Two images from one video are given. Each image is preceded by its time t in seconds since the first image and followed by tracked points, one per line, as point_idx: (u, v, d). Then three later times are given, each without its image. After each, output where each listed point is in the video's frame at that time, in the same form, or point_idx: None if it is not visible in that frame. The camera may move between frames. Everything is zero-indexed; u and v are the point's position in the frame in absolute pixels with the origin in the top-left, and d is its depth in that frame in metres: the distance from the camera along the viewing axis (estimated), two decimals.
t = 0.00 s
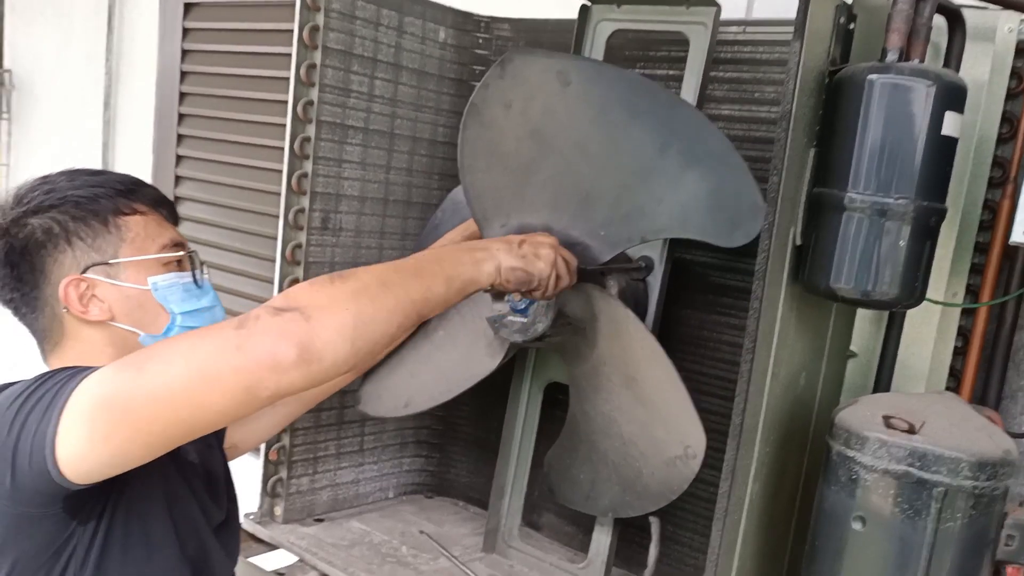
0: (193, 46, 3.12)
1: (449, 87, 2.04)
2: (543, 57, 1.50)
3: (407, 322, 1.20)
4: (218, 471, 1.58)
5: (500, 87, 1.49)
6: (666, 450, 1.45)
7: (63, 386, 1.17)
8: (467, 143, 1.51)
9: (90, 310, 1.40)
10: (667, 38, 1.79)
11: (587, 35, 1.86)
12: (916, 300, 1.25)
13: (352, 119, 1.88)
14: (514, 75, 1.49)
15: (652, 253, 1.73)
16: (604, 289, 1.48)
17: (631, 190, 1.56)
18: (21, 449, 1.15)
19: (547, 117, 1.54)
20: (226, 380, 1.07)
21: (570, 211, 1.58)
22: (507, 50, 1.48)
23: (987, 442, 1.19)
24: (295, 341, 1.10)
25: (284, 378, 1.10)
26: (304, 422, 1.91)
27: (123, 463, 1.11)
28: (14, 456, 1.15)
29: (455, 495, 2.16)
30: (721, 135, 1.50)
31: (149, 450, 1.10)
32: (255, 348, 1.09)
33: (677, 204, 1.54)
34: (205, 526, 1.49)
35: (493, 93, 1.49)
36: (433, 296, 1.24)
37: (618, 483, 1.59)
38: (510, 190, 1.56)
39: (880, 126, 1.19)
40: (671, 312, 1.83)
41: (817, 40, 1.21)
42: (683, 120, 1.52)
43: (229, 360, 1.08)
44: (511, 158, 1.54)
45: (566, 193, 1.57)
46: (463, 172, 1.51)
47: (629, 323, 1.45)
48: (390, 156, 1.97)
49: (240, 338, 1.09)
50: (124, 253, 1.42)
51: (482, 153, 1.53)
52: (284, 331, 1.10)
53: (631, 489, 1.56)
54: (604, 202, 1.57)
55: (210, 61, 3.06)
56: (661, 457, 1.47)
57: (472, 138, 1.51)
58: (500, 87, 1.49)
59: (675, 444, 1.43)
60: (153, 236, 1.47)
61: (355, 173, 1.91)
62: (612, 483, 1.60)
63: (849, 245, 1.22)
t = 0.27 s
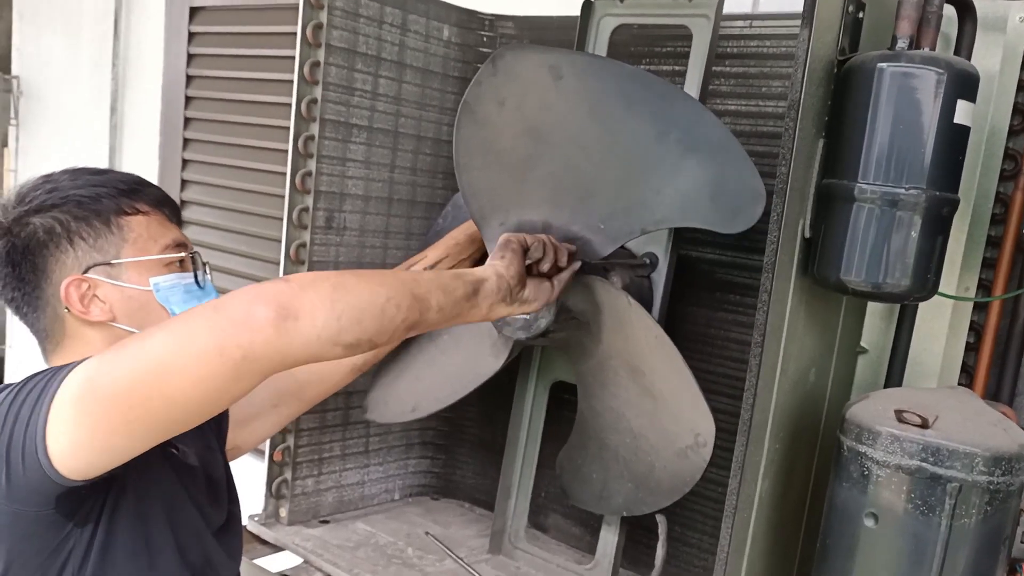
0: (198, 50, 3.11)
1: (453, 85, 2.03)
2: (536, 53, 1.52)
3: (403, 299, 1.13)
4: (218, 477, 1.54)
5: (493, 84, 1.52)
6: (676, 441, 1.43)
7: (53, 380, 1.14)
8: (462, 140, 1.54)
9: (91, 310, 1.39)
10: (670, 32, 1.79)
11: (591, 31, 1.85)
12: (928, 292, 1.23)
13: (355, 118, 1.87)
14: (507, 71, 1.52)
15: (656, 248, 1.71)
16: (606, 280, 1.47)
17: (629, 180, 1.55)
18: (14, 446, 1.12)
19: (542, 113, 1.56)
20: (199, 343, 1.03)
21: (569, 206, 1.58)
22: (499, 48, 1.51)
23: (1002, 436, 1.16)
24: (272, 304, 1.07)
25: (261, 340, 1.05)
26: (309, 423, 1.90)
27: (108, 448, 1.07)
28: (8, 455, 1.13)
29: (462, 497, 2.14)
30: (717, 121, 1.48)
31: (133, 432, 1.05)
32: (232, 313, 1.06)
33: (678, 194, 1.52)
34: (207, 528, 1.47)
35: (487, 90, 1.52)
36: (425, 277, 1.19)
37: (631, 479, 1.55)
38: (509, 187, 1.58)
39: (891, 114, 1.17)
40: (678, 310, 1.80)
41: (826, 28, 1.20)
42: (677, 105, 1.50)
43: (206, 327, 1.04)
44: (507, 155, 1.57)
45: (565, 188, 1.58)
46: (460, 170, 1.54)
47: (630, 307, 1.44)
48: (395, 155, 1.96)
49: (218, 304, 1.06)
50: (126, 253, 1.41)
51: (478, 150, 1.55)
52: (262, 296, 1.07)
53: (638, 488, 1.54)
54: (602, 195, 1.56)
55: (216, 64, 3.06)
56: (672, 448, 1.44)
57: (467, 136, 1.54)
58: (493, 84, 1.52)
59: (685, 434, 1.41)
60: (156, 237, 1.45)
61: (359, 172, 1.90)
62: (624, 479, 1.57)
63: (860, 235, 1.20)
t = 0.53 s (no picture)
0: (205, 58, 3.13)
1: (458, 88, 2.03)
2: (545, 52, 1.52)
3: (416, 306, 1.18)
4: (232, 472, 1.55)
5: (502, 83, 1.52)
6: (684, 442, 1.42)
7: (75, 377, 1.17)
8: (472, 139, 1.54)
9: (103, 307, 1.39)
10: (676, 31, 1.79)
11: (596, 30, 1.84)
12: (936, 286, 1.22)
13: (361, 120, 1.87)
14: (516, 70, 1.51)
15: (664, 247, 1.70)
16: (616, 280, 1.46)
17: (637, 179, 1.54)
18: (33, 437, 1.15)
19: (551, 112, 1.55)
20: (230, 358, 1.06)
21: (576, 206, 1.57)
22: (508, 47, 1.50)
23: (1013, 429, 1.15)
24: (298, 319, 1.09)
25: (288, 357, 1.09)
26: (316, 424, 1.89)
27: (134, 449, 1.11)
28: (27, 447, 1.16)
29: (469, 500, 2.13)
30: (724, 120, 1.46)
31: (160, 434, 1.10)
32: (259, 328, 1.08)
33: (686, 194, 1.50)
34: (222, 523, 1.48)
35: (495, 89, 1.52)
36: (441, 281, 1.21)
37: (636, 478, 1.55)
38: (517, 186, 1.58)
39: (896, 106, 1.17)
40: (685, 309, 1.80)
41: (830, 22, 1.20)
42: (686, 105, 1.49)
43: (233, 340, 1.07)
44: (516, 154, 1.56)
45: (572, 187, 1.57)
46: (468, 169, 1.54)
47: (639, 308, 1.43)
48: (401, 157, 1.96)
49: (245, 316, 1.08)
50: (137, 251, 1.42)
51: (488, 149, 1.56)
52: (287, 311, 1.09)
53: (646, 487, 1.53)
54: (611, 194, 1.55)
55: (223, 72, 3.07)
56: (680, 449, 1.43)
57: (477, 134, 1.54)
58: (502, 83, 1.51)
59: (693, 434, 1.40)
60: (166, 235, 1.46)
61: (365, 174, 1.91)
62: (631, 479, 1.56)
63: (867, 228, 1.19)
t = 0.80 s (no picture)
0: (214, 69, 3.14)
1: (464, 90, 2.03)
2: (552, 49, 1.50)
3: (419, 298, 1.11)
4: (239, 476, 1.52)
5: (508, 80, 1.51)
6: (694, 436, 1.40)
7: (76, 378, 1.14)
8: (478, 137, 1.53)
9: (113, 308, 1.38)
10: (682, 31, 1.78)
11: (604, 32, 1.84)
12: (947, 275, 1.21)
13: (367, 122, 1.87)
14: (522, 67, 1.50)
15: (672, 246, 1.67)
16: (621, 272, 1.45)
17: (643, 176, 1.51)
18: (37, 442, 1.12)
19: (557, 109, 1.54)
20: (219, 342, 1.02)
21: (583, 203, 1.55)
22: (514, 45, 1.49)
23: None
24: (290, 302, 1.04)
25: (280, 341, 1.03)
26: (323, 427, 1.88)
27: (130, 449, 1.06)
28: (31, 455, 1.13)
29: (477, 504, 2.11)
30: (733, 114, 1.43)
31: (154, 432, 1.05)
32: (251, 312, 1.03)
33: (693, 188, 1.47)
34: (228, 527, 1.46)
35: (501, 87, 1.52)
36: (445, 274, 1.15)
37: (646, 477, 1.53)
38: (523, 183, 1.57)
39: (904, 93, 1.16)
40: (692, 308, 1.78)
41: (835, 9, 1.19)
42: (692, 98, 1.46)
43: (225, 325, 1.03)
44: (522, 152, 1.55)
45: (578, 184, 1.55)
46: (474, 167, 1.54)
47: (646, 299, 1.43)
48: (406, 159, 1.96)
49: (239, 301, 1.04)
50: (147, 251, 1.41)
51: (494, 147, 1.55)
52: (281, 295, 1.05)
53: (656, 484, 1.51)
54: (617, 192, 1.53)
55: (231, 83, 3.08)
56: (689, 443, 1.42)
57: (482, 131, 1.53)
58: (508, 80, 1.51)
59: (702, 428, 1.39)
60: (176, 235, 1.45)
61: (371, 176, 1.90)
62: (640, 478, 1.54)
63: (875, 216, 1.18)
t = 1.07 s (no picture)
0: (218, 79, 3.12)
1: (467, 91, 2.02)
2: (552, 44, 1.50)
3: (429, 295, 1.13)
4: (241, 476, 1.48)
5: (508, 77, 1.52)
6: (701, 431, 1.37)
7: (82, 375, 1.10)
8: (480, 134, 1.55)
9: (111, 305, 1.36)
10: (687, 27, 1.75)
11: (608, 30, 1.83)
12: (962, 263, 1.18)
13: (370, 122, 1.86)
14: (522, 64, 1.51)
15: (678, 242, 1.63)
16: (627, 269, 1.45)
17: (644, 170, 1.46)
18: (41, 443, 1.08)
19: (559, 105, 1.52)
20: (241, 358, 1.00)
21: (587, 199, 1.50)
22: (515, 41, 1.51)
23: None
24: (311, 315, 1.03)
25: (302, 355, 1.02)
26: (326, 432, 1.86)
27: (142, 455, 1.04)
28: (35, 452, 1.09)
29: (483, 510, 2.08)
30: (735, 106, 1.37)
31: (169, 438, 1.03)
32: (270, 324, 1.02)
33: (699, 183, 1.41)
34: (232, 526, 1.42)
35: (503, 82, 1.53)
36: (453, 273, 1.17)
37: (653, 477, 1.49)
38: (526, 180, 1.55)
39: (915, 78, 1.14)
40: (699, 307, 1.75)
41: None
42: (693, 92, 1.41)
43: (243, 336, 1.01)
44: (524, 149, 1.54)
45: (582, 181, 1.51)
46: (475, 163, 1.54)
47: (649, 292, 1.42)
48: (410, 160, 1.95)
49: (255, 314, 1.02)
50: (145, 247, 1.39)
51: (496, 144, 1.55)
52: (300, 305, 1.03)
53: (666, 484, 1.48)
54: (618, 186, 1.47)
55: (236, 92, 3.07)
56: (697, 440, 1.39)
57: (483, 129, 1.55)
58: (508, 76, 1.52)
59: (710, 423, 1.36)
60: (174, 231, 1.43)
61: (374, 177, 1.89)
62: (648, 477, 1.50)
63: (887, 203, 1.16)
